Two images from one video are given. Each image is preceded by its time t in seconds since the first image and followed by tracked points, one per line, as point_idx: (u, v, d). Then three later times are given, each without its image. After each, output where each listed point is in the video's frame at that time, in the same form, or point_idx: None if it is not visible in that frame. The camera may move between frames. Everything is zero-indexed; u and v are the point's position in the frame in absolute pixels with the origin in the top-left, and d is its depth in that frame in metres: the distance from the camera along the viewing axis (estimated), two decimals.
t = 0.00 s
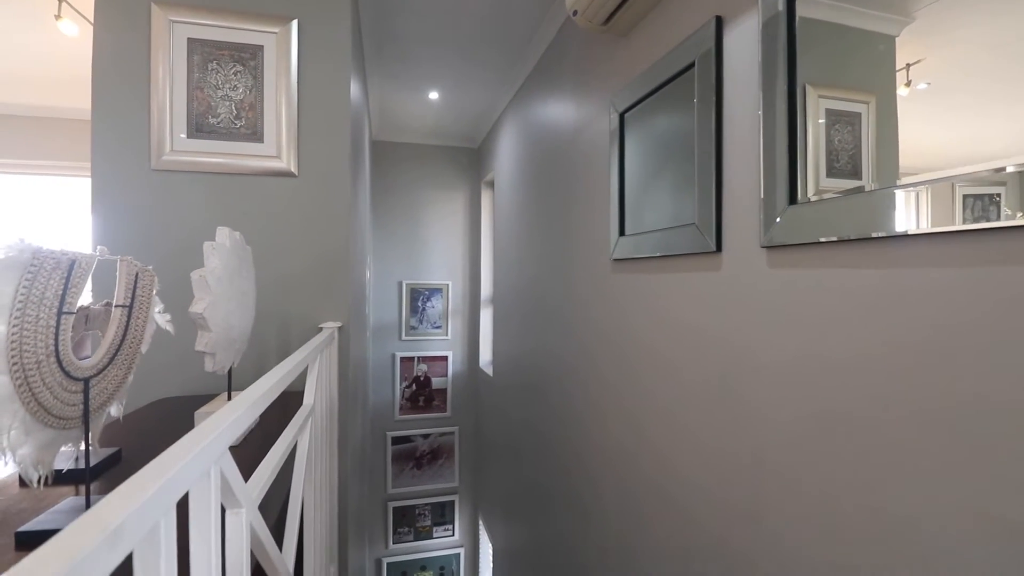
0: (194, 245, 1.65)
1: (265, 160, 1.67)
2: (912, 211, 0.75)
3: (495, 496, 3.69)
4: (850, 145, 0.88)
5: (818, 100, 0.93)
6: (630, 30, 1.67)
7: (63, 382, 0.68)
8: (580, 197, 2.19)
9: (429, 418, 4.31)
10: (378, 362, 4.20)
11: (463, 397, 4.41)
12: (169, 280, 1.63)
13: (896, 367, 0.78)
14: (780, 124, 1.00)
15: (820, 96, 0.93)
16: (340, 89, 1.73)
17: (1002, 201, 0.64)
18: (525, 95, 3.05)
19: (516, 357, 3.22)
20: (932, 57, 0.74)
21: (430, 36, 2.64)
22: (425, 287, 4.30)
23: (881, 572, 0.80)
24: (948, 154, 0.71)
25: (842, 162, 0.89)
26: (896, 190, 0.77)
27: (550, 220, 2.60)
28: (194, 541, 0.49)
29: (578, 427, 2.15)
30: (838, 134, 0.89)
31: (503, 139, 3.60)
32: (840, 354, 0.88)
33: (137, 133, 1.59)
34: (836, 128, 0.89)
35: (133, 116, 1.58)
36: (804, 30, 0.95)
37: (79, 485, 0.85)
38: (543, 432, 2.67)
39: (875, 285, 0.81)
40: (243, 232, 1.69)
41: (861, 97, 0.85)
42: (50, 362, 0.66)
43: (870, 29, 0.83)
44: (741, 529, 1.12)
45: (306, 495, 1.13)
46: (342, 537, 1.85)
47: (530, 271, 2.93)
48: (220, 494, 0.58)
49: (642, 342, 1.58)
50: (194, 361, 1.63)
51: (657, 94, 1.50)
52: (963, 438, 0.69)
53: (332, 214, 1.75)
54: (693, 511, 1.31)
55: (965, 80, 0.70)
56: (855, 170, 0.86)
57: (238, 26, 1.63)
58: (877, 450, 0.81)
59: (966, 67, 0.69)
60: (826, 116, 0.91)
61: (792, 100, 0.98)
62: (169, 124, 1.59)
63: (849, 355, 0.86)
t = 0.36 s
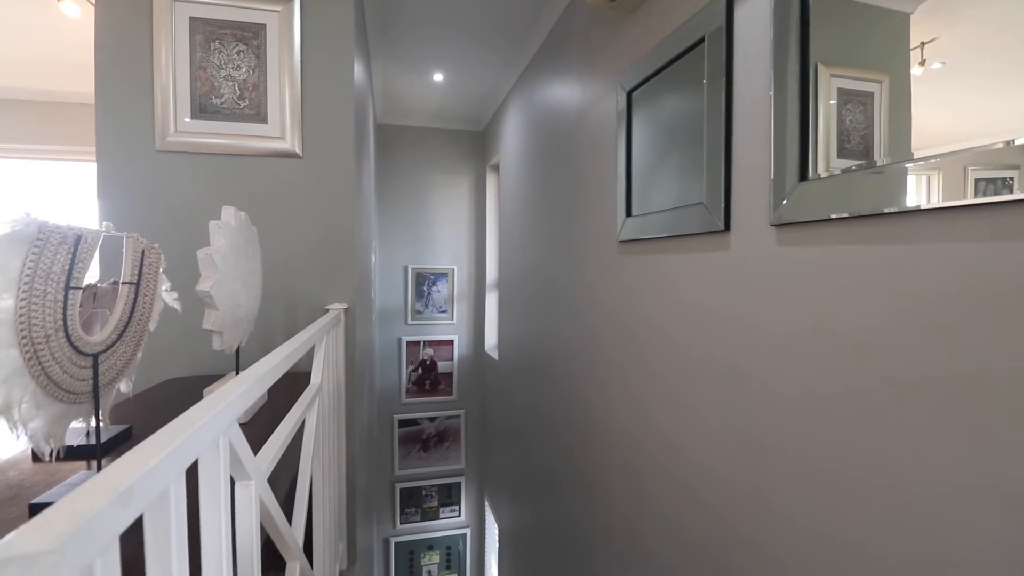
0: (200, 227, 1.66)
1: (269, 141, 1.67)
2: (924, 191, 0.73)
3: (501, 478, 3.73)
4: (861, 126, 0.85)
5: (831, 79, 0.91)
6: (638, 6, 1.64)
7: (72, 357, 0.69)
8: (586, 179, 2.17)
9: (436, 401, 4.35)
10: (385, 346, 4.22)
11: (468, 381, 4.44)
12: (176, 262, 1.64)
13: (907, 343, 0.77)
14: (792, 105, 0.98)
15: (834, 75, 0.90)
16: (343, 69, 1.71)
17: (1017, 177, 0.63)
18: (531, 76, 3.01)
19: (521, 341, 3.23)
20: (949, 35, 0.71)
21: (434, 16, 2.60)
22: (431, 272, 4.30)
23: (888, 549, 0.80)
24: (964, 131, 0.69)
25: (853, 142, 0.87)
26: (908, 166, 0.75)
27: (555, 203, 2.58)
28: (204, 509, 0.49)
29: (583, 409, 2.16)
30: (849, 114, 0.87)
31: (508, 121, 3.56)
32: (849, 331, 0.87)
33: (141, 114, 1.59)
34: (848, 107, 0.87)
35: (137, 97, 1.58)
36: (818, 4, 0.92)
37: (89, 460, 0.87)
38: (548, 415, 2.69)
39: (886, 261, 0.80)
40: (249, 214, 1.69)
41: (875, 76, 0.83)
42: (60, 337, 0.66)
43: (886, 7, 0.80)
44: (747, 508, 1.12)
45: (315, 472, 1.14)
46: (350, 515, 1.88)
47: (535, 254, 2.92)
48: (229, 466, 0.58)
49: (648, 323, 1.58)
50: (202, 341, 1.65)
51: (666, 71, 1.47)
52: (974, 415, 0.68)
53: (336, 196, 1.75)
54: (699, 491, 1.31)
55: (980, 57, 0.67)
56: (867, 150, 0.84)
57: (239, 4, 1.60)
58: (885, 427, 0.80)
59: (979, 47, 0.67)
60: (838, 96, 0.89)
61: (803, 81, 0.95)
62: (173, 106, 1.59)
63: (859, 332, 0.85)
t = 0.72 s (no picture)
0: (204, 202, 1.65)
1: (271, 115, 1.65)
2: (938, 163, 0.71)
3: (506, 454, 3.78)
4: (875, 100, 0.82)
5: (843, 50, 0.87)
6: None
7: (77, 327, 0.69)
8: (592, 154, 2.14)
9: (444, 378, 4.39)
10: (390, 324, 4.23)
11: (474, 358, 4.46)
12: (182, 237, 1.64)
13: (916, 314, 0.76)
14: (803, 75, 0.94)
15: (846, 45, 0.87)
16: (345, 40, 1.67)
17: None
18: (536, 49, 2.94)
19: (526, 319, 3.23)
20: (966, 5, 0.68)
21: None
22: (436, 250, 4.28)
23: (890, 518, 0.80)
24: (977, 99, 0.66)
25: (866, 116, 0.84)
26: (920, 132, 0.73)
27: (561, 179, 2.55)
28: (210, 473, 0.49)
29: (587, 385, 2.17)
30: (863, 87, 0.84)
31: (513, 96, 3.50)
32: (857, 302, 0.85)
33: (141, 87, 1.57)
34: (863, 79, 0.84)
35: (136, 69, 1.56)
36: None
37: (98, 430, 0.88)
38: (553, 391, 2.70)
39: (897, 230, 0.78)
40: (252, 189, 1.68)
41: (891, 46, 0.80)
42: (64, 306, 0.66)
43: None
44: (750, 479, 1.13)
45: (322, 444, 1.15)
46: (358, 487, 1.91)
47: (540, 231, 2.90)
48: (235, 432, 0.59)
49: (654, 299, 1.57)
50: (208, 316, 1.66)
51: (675, 40, 1.43)
52: (983, 386, 0.67)
53: (339, 170, 1.73)
54: (702, 464, 1.32)
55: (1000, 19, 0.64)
56: (880, 123, 0.81)
57: None
58: (891, 399, 0.80)
59: (998, 12, 0.64)
60: (851, 69, 0.86)
61: (819, 50, 0.91)
62: (173, 78, 1.57)
63: (867, 303, 0.84)
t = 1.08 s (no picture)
0: (204, 180, 1.64)
1: (271, 90, 1.62)
2: (950, 135, 0.69)
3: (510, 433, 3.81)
4: (887, 75, 0.79)
5: (855, 24, 0.83)
6: None
7: (77, 300, 0.68)
8: (597, 131, 2.10)
9: (447, 358, 4.41)
10: (394, 305, 4.24)
11: (478, 339, 4.48)
12: (183, 215, 1.63)
13: (926, 288, 0.74)
14: (815, 46, 0.90)
15: (859, 18, 0.83)
16: (344, 13, 1.64)
17: None
18: (540, 23, 2.87)
19: (530, 299, 3.22)
20: None
21: None
22: (439, 231, 4.26)
23: (892, 492, 0.80)
24: (986, 71, 0.64)
25: (877, 91, 0.80)
26: (932, 102, 0.71)
27: (565, 157, 2.51)
28: (212, 442, 0.49)
29: (591, 364, 2.18)
30: (874, 62, 0.81)
31: (517, 73, 3.43)
32: (864, 277, 0.84)
33: (138, 62, 1.54)
34: (874, 54, 0.81)
35: (132, 43, 1.53)
36: None
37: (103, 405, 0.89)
38: (557, 371, 2.71)
39: (908, 202, 0.76)
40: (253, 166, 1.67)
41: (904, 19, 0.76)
42: (64, 279, 0.66)
43: None
44: (754, 456, 1.13)
45: (326, 419, 1.16)
46: (363, 464, 1.93)
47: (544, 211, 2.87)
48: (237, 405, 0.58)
49: (659, 277, 1.55)
50: (212, 295, 1.66)
51: (682, 11, 1.39)
52: (993, 359, 0.66)
53: (339, 148, 1.71)
54: (705, 441, 1.32)
55: None
56: (891, 97, 0.78)
57: None
58: (898, 374, 0.79)
59: None
60: (862, 44, 0.82)
61: (831, 21, 0.87)
62: (171, 52, 1.54)
63: (874, 277, 0.82)
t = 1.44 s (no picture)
0: (201, 158, 1.62)
1: (267, 66, 1.60)
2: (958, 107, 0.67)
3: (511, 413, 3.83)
4: (897, 50, 0.76)
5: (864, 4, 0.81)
6: None
7: (74, 275, 0.68)
8: (598, 109, 2.07)
9: (448, 340, 4.43)
10: (395, 286, 4.23)
11: (478, 321, 4.48)
12: (181, 194, 1.62)
13: (930, 265, 0.73)
14: (823, 19, 0.88)
15: None
16: None
17: None
18: None
19: (531, 280, 3.21)
20: None
21: None
22: (440, 212, 4.23)
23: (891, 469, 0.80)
24: (1005, 36, 0.61)
25: (885, 67, 0.78)
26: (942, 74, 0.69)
27: (566, 136, 2.48)
28: (209, 413, 0.49)
29: (591, 344, 2.18)
30: (883, 37, 0.78)
31: (518, 50, 3.37)
32: (868, 253, 0.83)
33: (131, 37, 1.51)
34: (883, 29, 0.78)
35: (124, 17, 1.50)
36: None
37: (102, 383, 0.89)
38: (557, 352, 2.72)
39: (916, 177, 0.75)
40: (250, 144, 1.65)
41: None
42: (57, 252, 0.65)
43: None
44: (752, 434, 1.13)
45: (326, 396, 1.16)
46: (365, 442, 1.95)
47: (545, 191, 2.85)
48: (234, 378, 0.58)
49: (660, 255, 1.54)
50: (212, 274, 1.65)
51: None
52: (997, 336, 0.65)
53: (337, 125, 1.68)
54: (703, 420, 1.33)
55: None
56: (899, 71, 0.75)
57: None
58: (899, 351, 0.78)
59: None
60: (871, 19, 0.80)
61: None
62: (165, 26, 1.51)
63: (878, 254, 0.81)
